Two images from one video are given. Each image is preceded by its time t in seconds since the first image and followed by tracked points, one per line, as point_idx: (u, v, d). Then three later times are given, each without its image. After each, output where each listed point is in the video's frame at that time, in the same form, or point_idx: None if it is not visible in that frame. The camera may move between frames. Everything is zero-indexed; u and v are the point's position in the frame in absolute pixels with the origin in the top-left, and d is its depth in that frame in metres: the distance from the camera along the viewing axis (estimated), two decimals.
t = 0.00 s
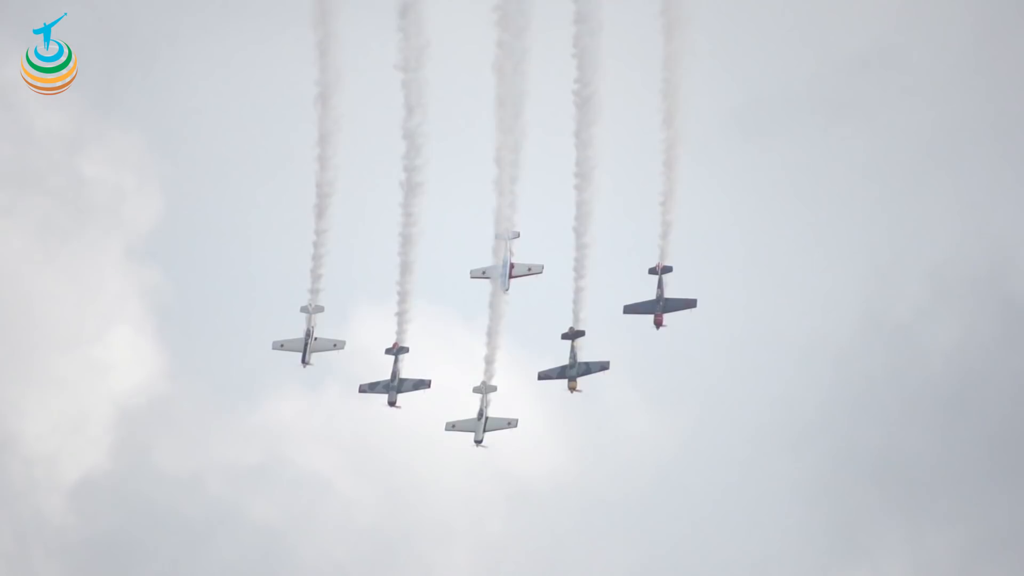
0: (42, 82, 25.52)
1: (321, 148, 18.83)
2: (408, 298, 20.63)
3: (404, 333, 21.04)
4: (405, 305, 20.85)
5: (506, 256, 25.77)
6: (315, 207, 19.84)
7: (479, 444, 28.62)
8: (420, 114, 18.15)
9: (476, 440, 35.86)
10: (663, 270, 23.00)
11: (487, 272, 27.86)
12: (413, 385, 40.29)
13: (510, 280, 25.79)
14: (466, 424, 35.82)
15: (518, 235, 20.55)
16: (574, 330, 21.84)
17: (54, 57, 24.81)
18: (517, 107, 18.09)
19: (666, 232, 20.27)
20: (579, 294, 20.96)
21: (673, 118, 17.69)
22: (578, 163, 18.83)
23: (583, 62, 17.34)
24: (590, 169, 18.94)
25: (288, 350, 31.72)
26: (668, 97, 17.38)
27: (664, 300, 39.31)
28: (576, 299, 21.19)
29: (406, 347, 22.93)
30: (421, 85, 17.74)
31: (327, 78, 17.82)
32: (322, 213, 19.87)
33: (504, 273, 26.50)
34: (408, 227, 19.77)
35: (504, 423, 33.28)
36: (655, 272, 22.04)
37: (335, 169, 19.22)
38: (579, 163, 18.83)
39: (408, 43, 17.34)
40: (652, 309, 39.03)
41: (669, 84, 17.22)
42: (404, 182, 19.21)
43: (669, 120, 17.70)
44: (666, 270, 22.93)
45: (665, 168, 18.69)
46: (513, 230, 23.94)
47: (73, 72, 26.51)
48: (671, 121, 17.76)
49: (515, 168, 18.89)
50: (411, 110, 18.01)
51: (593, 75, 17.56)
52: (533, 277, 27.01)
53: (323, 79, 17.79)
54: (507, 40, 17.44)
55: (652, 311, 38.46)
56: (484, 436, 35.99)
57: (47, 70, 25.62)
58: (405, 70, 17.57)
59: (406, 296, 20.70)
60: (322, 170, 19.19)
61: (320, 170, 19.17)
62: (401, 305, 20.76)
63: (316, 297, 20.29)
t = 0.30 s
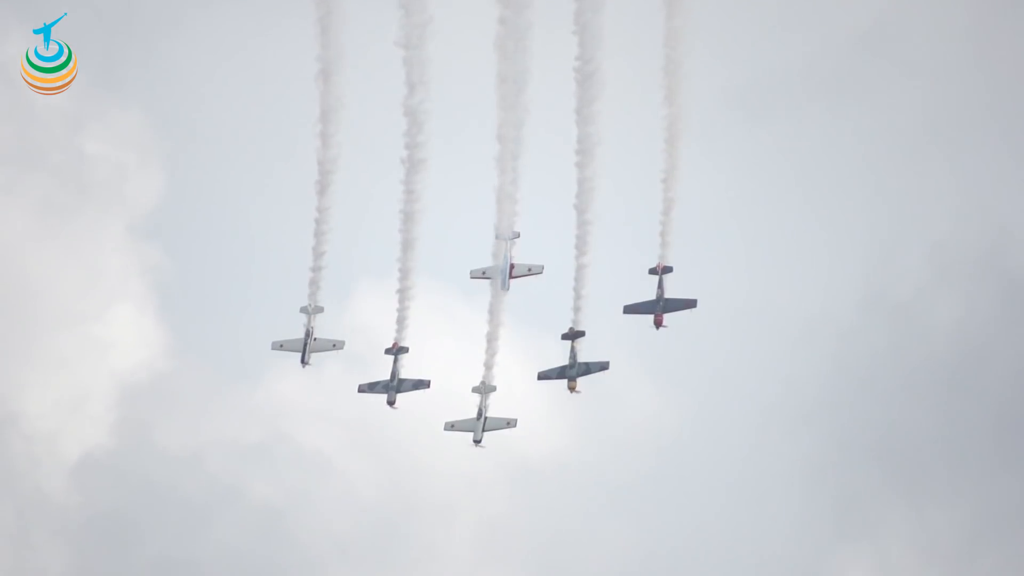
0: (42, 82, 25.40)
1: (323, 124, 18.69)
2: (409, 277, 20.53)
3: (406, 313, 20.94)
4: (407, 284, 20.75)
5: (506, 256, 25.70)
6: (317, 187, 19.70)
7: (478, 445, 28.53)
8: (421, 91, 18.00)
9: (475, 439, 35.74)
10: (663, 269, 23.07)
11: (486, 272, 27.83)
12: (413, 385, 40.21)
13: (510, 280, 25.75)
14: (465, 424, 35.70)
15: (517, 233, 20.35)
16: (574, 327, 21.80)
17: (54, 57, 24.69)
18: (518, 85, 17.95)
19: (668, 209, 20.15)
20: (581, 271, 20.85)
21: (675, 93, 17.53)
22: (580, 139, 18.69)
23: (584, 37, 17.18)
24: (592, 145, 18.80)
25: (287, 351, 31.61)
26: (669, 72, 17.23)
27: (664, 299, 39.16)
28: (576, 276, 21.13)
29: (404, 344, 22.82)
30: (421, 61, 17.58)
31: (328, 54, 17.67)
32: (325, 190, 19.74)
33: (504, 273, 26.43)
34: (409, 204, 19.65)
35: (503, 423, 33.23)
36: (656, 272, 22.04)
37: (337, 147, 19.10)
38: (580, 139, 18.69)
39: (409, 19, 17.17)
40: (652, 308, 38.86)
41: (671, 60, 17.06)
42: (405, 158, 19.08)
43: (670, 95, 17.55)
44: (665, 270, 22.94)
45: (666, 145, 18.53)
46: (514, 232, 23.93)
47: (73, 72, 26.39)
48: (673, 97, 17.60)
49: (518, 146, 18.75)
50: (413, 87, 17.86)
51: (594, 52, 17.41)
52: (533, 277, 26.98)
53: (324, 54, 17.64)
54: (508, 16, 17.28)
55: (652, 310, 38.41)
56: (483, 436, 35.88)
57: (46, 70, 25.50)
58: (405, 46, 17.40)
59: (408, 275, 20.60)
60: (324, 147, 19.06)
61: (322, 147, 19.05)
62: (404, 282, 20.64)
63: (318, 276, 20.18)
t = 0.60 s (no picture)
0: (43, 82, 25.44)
1: (324, 104, 18.74)
2: (410, 257, 20.61)
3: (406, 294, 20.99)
4: (408, 264, 20.80)
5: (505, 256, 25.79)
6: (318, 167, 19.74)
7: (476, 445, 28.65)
8: (422, 72, 18.04)
9: (472, 439, 35.88)
10: (659, 270, 23.51)
11: (484, 272, 27.87)
12: (410, 385, 40.31)
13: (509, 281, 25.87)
14: (464, 424, 35.87)
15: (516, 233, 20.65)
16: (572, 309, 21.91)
17: (54, 57, 24.72)
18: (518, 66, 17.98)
19: (668, 189, 20.20)
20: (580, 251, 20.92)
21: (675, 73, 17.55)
22: (580, 119, 18.73)
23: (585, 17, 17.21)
24: (591, 126, 18.84)
25: (285, 351, 31.71)
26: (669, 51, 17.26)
27: (663, 300, 39.19)
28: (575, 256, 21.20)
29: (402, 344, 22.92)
30: (421, 42, 17.62)
31: (329, 33, 17.70)
32: (326, 170, 19.79)
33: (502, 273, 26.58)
34: (410, 184, 19.69)
35: (501, 424, 33.36)
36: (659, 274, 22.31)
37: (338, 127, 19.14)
38: (580, 119, 18.73)
39: None
40: (650, 308, 38.95)
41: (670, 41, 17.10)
42: (406, 138, 19.12)
43: (671, 75, 17.56)
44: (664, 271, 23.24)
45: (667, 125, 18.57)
46: (513, 231, 24.00)
47: (73, 72, 26.41)
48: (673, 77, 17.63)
49: (518, 126, 18.78)
50: (413, 67, 17.91)
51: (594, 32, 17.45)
52: (531, 277, 27.13)
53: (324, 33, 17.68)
54: None
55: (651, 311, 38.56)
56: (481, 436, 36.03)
57: (47, 70, 25.51)
58: (406, 26, 17.45)
59: (409, 255, 20.65)
60: (325, 126, 19.11)
61: (323, 127, 19.10)
62: (404, 261, 20.69)
63: (318, 256, 20.22)
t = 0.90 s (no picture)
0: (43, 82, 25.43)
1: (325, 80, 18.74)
2: (410, 235, 20.63)
3: (407, 272, 20.99)
4: (408, 242, 20.80)
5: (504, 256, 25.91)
6: (318, 144, 19.72)
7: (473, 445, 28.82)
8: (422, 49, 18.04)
9: (470, 439, 35.87)
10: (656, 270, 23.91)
11: (483, 273, 27.87)
12: (408, 386, 40.34)
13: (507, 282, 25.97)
14: (461, 424, 35.86)
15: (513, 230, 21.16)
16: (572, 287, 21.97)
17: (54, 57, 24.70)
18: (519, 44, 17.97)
19: (668, 166, 20.22)
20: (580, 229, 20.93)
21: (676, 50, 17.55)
22: (580, 97, 18.73)
23: None
24: (592, 103, 18.84)
25: (283, 352, 31.71)
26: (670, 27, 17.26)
27: (661, 301, 39.18)
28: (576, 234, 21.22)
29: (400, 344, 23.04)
30: (422, 20, 17.61)
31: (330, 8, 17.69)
32: (327, 146, 19.78)
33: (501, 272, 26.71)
34: (410, 161, 19.68)
35: (498, 423, 33.41)
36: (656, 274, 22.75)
37: (339, 104, 19.14)
38: (581, 97, 18.73)
39: None
40: (649, 309, 39.00)
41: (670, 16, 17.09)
42: (407, 115, 19.11)
43: (671, 52, 17.55)
44: (662, 270, 23.62)
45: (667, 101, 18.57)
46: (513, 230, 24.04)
47: (73, 71, 26.39)
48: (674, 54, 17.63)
49: (519, 103, 18.78)
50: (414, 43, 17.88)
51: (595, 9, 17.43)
52: (529, 278, 27.22)
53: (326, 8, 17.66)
54: None
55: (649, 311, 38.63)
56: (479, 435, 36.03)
57: (46, 70, 25.50)
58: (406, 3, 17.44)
59: (409, 233, 20.65)
60: (325, 104, 19.10)
61: (324, 103, 19.11)
62: (405, 240, 20.69)
63: (319, 234, 20.22)
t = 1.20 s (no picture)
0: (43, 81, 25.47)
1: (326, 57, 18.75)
2: (411, 212, 20.66)
3: (407, 249, 21.01)
4: (409, 219, 20.83)
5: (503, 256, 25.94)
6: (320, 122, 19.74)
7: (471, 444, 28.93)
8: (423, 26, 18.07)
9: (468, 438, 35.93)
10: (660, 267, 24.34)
11: (483, 274, 27.91)
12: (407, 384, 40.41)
13: (506, 282, 26.01)
14: (459, 424, 35.89)
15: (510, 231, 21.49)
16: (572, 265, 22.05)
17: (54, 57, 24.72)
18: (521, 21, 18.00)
19: (669, 143, 20.25)
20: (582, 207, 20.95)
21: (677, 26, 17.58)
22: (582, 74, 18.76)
23: None
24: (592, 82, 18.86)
25: (281, 352, 31.74)
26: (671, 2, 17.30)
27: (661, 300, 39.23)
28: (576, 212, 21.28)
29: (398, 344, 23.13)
30: None
31: None
32: (328, 123, 19.79)
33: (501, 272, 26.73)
34: (411, 138, 19.71)
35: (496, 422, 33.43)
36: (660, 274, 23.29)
37: (340, 81, 19.17)
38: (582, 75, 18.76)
39: None
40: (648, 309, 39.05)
41: None
42: (408, 92, 19.14)
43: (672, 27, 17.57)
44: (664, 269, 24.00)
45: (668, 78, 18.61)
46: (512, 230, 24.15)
47: (73, 70, 26.39)
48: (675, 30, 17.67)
49: (520, 80, 18.79)
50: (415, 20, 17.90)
51: None
52: (529, 278, 27.25)
53: None
54: None
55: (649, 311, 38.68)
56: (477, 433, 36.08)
57: (47, 70, 25.53)
58: None
59: (410, 211, 20.67)
60: (327, 80, 19.11)
61: (324, 80, 19.13)
62: (406, 217, 20.72)
63: (320, 211, 20.24)
